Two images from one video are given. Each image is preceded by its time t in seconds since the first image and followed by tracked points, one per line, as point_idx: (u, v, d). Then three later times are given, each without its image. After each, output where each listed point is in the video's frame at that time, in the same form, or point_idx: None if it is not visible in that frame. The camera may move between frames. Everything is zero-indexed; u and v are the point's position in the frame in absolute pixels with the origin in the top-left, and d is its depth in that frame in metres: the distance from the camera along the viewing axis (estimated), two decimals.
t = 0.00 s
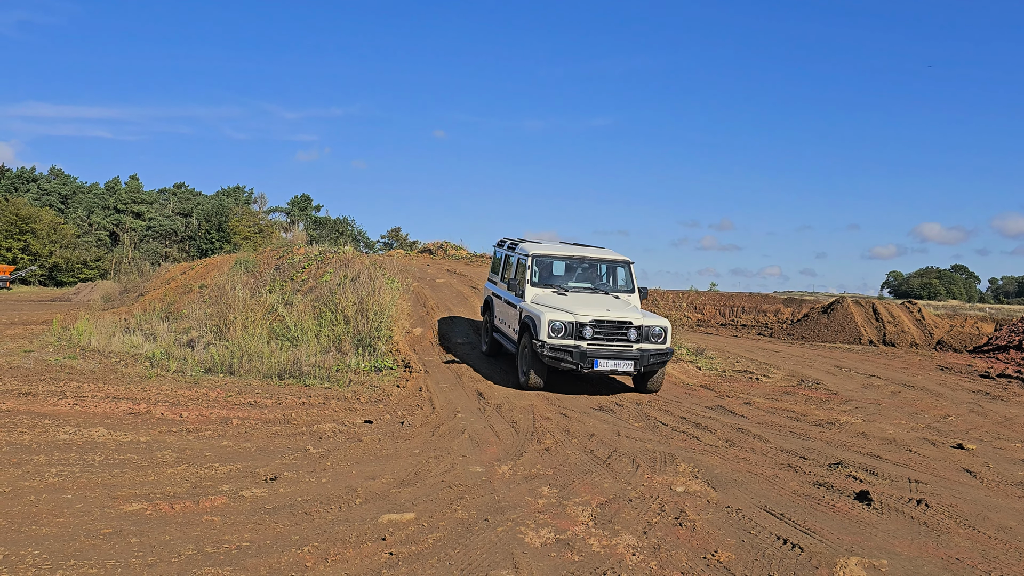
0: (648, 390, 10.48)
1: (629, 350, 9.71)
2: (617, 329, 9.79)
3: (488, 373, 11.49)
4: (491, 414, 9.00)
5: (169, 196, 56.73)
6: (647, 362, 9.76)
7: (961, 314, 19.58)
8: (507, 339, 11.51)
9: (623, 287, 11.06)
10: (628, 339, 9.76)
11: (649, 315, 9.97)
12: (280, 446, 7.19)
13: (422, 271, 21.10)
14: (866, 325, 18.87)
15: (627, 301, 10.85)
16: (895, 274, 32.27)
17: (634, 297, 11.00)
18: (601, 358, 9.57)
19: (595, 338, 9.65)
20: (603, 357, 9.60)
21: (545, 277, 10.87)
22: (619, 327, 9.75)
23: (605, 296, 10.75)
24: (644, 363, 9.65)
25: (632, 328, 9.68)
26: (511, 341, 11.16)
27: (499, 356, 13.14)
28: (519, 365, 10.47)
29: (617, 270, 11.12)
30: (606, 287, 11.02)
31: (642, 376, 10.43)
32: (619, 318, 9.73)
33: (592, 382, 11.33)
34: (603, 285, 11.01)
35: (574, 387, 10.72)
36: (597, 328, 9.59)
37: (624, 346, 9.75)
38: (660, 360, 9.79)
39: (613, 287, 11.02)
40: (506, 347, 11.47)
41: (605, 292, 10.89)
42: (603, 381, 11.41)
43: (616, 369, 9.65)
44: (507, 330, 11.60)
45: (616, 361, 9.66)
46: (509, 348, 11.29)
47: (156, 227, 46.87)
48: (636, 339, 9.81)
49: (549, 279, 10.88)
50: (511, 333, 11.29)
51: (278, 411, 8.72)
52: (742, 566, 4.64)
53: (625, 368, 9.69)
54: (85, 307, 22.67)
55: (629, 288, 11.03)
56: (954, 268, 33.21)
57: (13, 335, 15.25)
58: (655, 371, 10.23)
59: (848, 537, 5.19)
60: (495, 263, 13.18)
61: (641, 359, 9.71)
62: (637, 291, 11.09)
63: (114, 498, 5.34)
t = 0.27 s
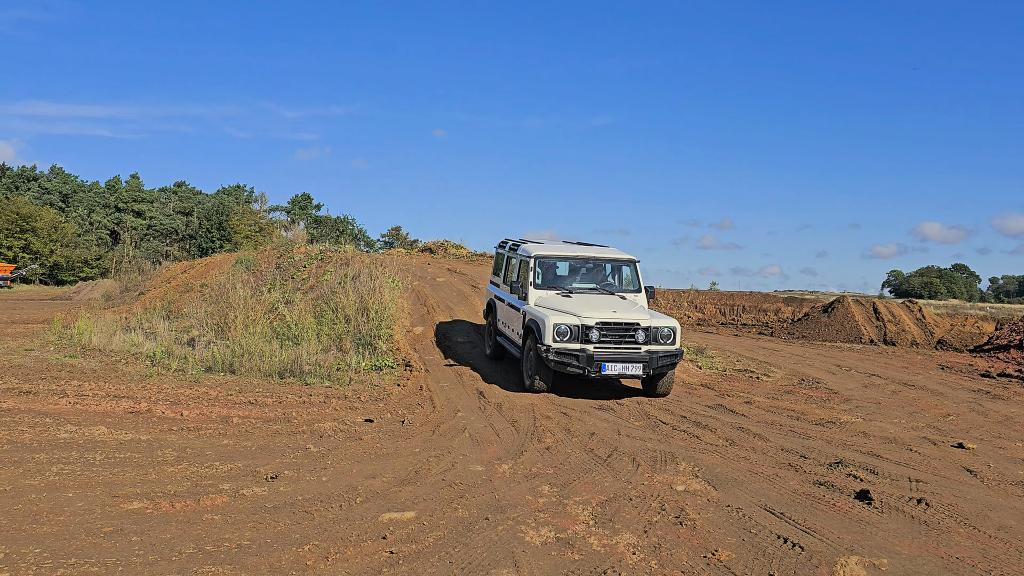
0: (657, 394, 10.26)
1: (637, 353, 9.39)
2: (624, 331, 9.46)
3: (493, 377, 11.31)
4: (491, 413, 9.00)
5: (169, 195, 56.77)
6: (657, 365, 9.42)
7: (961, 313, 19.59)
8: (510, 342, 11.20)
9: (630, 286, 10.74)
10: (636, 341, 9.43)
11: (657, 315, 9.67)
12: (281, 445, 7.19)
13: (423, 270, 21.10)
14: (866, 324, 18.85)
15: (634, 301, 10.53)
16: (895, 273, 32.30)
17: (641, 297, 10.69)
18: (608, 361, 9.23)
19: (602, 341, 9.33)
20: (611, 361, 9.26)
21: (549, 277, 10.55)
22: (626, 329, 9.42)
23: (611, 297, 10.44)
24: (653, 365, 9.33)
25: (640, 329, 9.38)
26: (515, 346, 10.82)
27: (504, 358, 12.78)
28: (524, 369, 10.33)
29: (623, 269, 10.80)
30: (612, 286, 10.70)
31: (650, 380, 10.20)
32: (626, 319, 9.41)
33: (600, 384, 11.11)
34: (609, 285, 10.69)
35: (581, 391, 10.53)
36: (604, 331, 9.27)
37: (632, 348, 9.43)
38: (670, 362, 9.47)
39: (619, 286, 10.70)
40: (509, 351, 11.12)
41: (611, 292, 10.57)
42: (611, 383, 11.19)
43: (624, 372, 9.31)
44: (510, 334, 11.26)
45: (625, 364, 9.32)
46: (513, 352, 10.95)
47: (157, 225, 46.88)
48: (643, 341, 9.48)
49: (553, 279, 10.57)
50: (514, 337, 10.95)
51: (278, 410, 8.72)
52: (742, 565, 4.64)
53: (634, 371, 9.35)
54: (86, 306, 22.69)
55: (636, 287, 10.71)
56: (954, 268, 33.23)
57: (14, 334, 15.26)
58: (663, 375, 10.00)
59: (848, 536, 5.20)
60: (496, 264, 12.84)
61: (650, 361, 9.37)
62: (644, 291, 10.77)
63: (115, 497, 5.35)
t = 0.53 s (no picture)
0: (667, 397, 9.96)
1: (647, 354, 9.08)
2: (634, 332, 9.15)
3: (498, 380, 10.95)
4: (491, 412, 9.00)
5: (169, 194, 56.75)
6: (667, 367, 9.10)
7: (961, 312, 19.62)
8: (516, 343, 10.88)
9: (639, 286, 10.48)
10: (646, 342, 9.12)
11: (668, 316, 9.33)
12: (281, 444, 7.19)
13: (423, 269, 21.10)
14: (866, 324, 18.85)
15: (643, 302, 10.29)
16: (895, 272, 32.34)
17: (650, 297, 10.43)
18: (617, 362, 8.94)
19: (611, 341, 9.04)
20: (620, 362, 8.96)
21: (556, 275, 10.30)
22: (636, 329, 9.11)
23: (620, 296, 10.18)
24: (664, 368, 9.01)
25: (650, 330, 9.06)
26: (521, 346, 10.56)
27: (508, 361, 12.49)
28: (530, 371, 9.95)
29: (632, 268, 10.55)
30: (620, 286, 10.46)
31: (660, 383, 9.92)
32: (636, 320, 9.11)
33: (607, 388, 10.80)
34: (617, 285, 10.44)
35: (589, 395, 10.20)
36: (613, 331, 8.98)
37: (642, 350, 9.12)
38: (681, 364, 9.15)
39: (628, 286, 10.45)
40: (515, 351, 10.84)
41: (620, 292, 10.32)
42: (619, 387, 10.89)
43: (634, 373, 9.02)
44: (516, 334, 10.99)
45: (634, 365, 9.02)
46: (519, 353, 10.67)
47: (157, 224, 46.86)
48: (654, 342, 9.16)
49: (559, 278, 10.33)
50: (520, 337, 10.66)
51: (278, 409, 8.72)
52: (742, 564, 4.64)
53: (643, 373, 9.04)
54: (85, 304, 22.67)
55: (645, 287, 10.46)
56: (953, 266, 33.28)
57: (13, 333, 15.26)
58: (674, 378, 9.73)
59: (847, 534, 5.21)
60: (502, 263, 12.57)
61: (660, 363, 9.06)
62: (653, 291, 10.53)
63: (114, 495, 5.35)
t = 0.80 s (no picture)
0: (676, 401, 9.73)
1: (655, 357, 8.80)
2: (642, 335, 8.87)
3: (502, 384, 10.70)
4: (491, 411, 9.00)
5: (169, 193, 56.77)
6: (676, 370, 8.83)
7: (960, 311, 19.64)
8: (520, 347, 10.61)
9: (646, 287, 10.28)
10: (654, 345, 8.84)
11: (676, 317, 9.06)
12: (281, 443, 7.19)
13: (423, 269, 21.10)
14: (866, 323, 18.86)
15: (650, 303, 10.09)
16: (895, 271, 32.37)
17: (658, 299, 10.22)
18: (624, 366, 8.67)
19: (618, 345, 8.75)
20: (628, 366, 8.69)
21: (560, 277, 10.11)
22: (644, 332, 8.82)
23: (626, 298, 9.97)
24: (673, 371, 8.74)
25: (658, 332, 8.79)
26: (525, 350, 10.31)
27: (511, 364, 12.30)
28: (535, 376, 9.72)
29: (638, 269, 10.36)
30: (626, 287, 10.26)
31: (669, 387, 9.69)
32: (644, 322, 8.82)
33: (614, 391, 10.55)
34: (623, 286, 10.25)
35: (595, 399, 9.96)
36: (619, 334, 8.70)
37: (650, 353, 8.83)
38: (690, 368, 8.87)
39: (634, 287, 10.25)
40: (519, 356, 10.57)
41: (626, 293, 10.12)
42: (626, 390, 10.65)
43: (642, 378, 8.72)
44: (520, 337, 10.72)
45: (643, 369, 8.74)
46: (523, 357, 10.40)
47: (157, 224, 46.88)
48: (662, 345, 8.88)
49: (564, 279, 10.13)
50: (524, 341, 10.41)
51: (278, 409, 8.72)
52: (741, 564, 4.65)
53: (652, 377, 8.77)
54: (85, 304, 22.68)
55: (652, 288, 10.26)
56: (953, 266, 33.30)
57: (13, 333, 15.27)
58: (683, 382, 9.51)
59: (847, 534, 5.21)
60: (505, 264, 12.32)
61: (669, 367, 8.78)
62: (660, 292, 10.33)
63: (114, 495, 5.35)
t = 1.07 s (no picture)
0: (684, 406, 9.52)
1: (663, 359, 8.62)
2: (649, 336, 8.70)
3: (505, 388, 10.52)
4: (491, 412, 9.01)
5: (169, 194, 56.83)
6: (685, 372, 8.63)
7: (960, 311, 19.64)
8: (525, 351, 10.43)
9: (652, 287, 10.14)
10: (662, 346, 8.66)
11: (685, 318, 8.88)
12: (281, 444, 7.20)
13: (423, 269, 21.11)
14: (866, 323, 18.86)
15: (658, 304, 9.93)
16: (895, 271, 32.39)
17: (665, 299, 10.06)
18: (631, 368, 8.48)
19: (625, 347, 8.58)
20: (635, 368, 8.48)
21: (565, 278, 9.98)
22: (651, 333, 8.65)
23: (633, 299, 9.81)
24: (682, 373, 8.55)
25: (666, 333, 8.61)
26: (529, 354, 10.13)
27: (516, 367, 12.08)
28: (540, 379, 9.56)
29: (644, 268, 10.22)
30: (632, 289, 10.11)
31: (678, 391, 9.47)
32: (651, 323, 8.65)
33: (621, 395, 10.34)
34: (629, 287, 10.12)
35: (601, 403, 9.76)
36: (626, 335, 8.53)
37: (658, 355, 8.65)
38: (699, 369, 8.68)
39: (641, 288, 10.12)
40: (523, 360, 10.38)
41: (632, 294, 9.98)
42: (632, 394, 10.44)
43: (650, 380, 8.54)
44: (524, 341, 10.53)
45: (651, 372, 8.54)
46: (528, 361, 10.21)
47: (157, 224, 46.92)
48: (671, 347, 8.70)
49: (569, 280, 10.00)
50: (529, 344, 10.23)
51: (278, 410, 8.72)
52: (741, 564, 4.65)
53: (661, 380, 8.56)
54: (85, 305, 22.71)
55: (659, 289, 10.11)
56: (954, 265, 33.32)
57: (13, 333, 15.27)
58: (691, 386, 9.30)
59: (847, 534, 5.21)
60: (509, 267, 12.17)
61: (678, 369, 8.59)
62: (667, 293, 10.17)
63: (114, 496, 5.35)
